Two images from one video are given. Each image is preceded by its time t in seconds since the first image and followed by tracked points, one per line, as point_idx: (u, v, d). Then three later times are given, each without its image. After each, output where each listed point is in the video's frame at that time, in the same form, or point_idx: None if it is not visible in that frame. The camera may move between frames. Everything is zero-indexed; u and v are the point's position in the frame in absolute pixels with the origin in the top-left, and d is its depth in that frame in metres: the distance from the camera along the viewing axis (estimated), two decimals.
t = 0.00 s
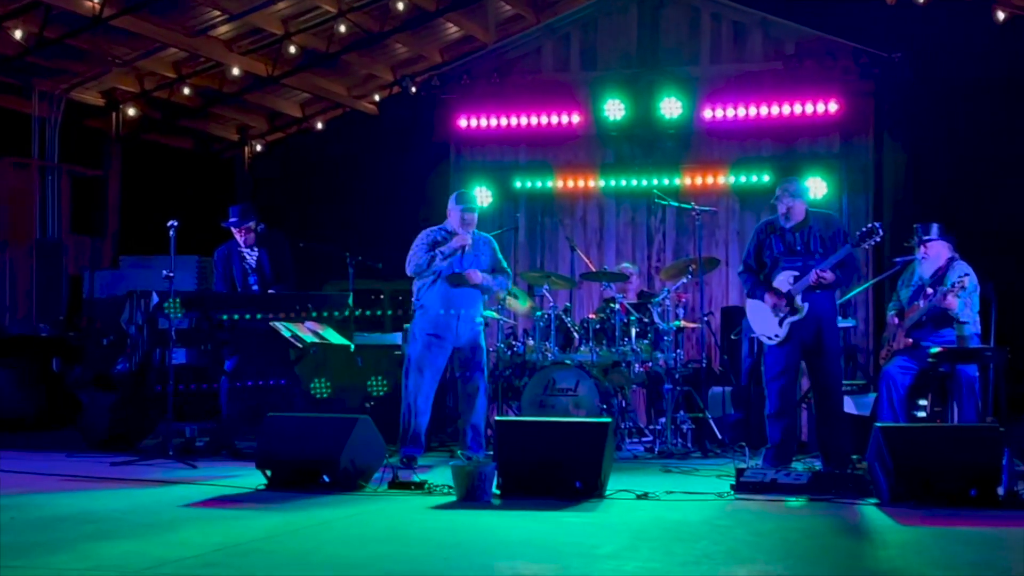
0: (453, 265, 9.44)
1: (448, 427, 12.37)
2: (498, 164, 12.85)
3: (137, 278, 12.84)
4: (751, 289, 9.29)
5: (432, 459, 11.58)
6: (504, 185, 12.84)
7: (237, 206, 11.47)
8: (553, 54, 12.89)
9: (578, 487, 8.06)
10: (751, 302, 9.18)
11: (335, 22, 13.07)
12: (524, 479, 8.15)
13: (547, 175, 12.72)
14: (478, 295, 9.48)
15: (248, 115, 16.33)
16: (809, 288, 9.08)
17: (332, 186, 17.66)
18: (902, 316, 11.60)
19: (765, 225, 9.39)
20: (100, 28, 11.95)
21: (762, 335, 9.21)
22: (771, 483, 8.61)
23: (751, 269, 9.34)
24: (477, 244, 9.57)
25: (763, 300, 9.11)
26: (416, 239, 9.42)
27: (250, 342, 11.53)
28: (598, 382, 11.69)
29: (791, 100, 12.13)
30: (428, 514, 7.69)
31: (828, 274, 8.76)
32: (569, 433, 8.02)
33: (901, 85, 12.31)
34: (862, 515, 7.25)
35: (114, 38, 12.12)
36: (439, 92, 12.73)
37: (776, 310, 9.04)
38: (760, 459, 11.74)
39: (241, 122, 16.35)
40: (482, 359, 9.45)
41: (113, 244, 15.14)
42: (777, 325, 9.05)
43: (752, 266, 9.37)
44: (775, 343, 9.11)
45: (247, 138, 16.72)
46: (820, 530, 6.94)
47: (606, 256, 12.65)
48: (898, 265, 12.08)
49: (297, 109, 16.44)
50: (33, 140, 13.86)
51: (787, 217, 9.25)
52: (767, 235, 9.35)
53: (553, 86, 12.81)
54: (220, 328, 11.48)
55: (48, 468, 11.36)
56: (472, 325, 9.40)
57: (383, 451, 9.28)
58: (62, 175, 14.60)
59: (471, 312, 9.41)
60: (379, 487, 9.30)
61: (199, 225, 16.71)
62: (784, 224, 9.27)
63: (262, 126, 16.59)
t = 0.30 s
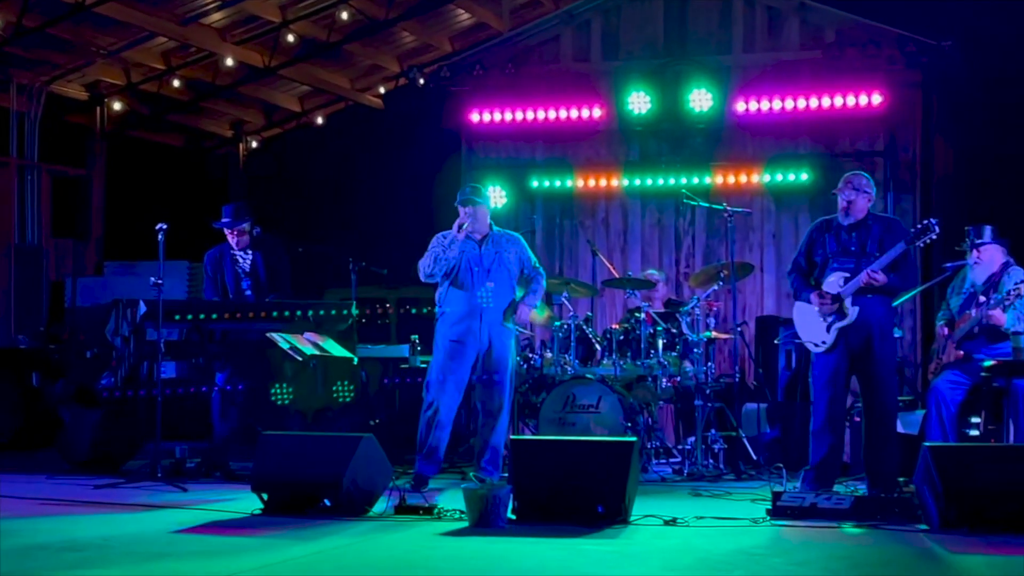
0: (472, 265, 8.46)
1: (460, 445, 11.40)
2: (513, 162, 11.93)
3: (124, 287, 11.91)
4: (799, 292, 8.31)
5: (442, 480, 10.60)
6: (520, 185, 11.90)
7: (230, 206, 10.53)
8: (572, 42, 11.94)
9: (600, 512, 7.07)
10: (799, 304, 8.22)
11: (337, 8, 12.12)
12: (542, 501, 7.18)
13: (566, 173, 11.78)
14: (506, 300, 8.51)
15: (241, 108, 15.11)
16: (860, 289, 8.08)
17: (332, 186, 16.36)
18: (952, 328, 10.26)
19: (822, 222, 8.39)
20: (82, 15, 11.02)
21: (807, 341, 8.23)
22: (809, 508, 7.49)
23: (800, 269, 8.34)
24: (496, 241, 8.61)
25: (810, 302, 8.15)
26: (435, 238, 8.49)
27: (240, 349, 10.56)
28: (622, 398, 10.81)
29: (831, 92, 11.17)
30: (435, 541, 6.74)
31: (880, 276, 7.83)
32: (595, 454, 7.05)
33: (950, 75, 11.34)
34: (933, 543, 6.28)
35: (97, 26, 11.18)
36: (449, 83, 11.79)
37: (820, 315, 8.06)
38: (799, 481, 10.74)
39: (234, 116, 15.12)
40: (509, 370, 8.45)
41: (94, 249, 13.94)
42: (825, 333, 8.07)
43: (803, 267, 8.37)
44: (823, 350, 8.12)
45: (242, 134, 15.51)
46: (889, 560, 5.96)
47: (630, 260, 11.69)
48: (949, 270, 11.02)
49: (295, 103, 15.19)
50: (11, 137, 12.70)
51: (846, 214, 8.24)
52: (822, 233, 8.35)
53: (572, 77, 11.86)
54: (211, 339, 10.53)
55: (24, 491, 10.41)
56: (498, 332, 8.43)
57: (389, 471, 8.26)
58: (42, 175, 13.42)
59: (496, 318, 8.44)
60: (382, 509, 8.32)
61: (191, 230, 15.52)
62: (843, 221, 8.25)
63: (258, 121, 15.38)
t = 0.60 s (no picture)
0: (488, 271, 8.10)
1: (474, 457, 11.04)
2: (527, 165, 11.58)
3: (126, 293, 11.58)
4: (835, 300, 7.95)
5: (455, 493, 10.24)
6: (535, 188, 11.55)
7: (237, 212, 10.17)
8: (589, 41, 11.58)
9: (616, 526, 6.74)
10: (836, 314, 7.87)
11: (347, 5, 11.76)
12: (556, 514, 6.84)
13: (583, 176, 11.44)
14: (524, 305, 8.15)
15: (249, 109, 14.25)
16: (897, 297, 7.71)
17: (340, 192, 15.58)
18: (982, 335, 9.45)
19: (861, 229, 8.00)
20: (85, 14, 10.67)
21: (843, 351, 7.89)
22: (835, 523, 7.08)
23: (837, 277, 7.98)
24: (512, 247, 8.23)
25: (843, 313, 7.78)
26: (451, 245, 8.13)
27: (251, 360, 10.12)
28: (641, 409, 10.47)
29: (857, 92, 10.81)
30: (449, 557, 6.40)
31: (914, 282, 7.48)
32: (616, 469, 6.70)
33: (979, 74, 10.97)
34: (978, 565, 5.91)
35: (100, 25, 10.83)
36: (461, 83, 11.53)
37: (855, 325, 7.67)
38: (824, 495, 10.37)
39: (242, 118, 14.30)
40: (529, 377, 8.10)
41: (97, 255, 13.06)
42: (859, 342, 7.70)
43: (842, 276, 7.98)
44: (858, 360, 7.78)
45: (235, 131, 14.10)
46: None
47: (649, 266, 11.32)
48: (980, 276, 10.64)
49: (303, 104, 14.40)
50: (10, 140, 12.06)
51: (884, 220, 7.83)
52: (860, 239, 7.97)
53: (588, 77, 11.49)
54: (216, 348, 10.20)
55: (24, 505, 10.06)
56: (516, 339, 8.07)
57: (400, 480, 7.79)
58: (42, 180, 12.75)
59: (513, 324, 8.09)
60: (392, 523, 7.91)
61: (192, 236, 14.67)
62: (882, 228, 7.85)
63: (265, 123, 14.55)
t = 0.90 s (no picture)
0: (498, 272, 7.43)
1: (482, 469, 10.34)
2: (540, 159, 10.91)
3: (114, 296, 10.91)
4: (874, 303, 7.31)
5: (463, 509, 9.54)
6: (547, 184, 10.89)
7: (230, 210, 9.46)
8: (605, 28, 10.96)
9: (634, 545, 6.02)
10: (876, 317, 7.21)
11: None
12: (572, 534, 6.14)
13: (598, 170, 10.78)
14: (536, 310, 7.47)
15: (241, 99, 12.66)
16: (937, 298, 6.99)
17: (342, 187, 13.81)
18: None
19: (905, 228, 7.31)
20: None
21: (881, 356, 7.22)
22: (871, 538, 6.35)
23: (878, 281, 7.32)
24: (526, 247, 7.53)
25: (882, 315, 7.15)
26: (461, 242, 7.44)
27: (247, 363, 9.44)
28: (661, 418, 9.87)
29: (891, 81, 10.14)
30: None
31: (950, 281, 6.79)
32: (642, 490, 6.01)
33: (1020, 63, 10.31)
34: None
35: (86, 11, 10.09)
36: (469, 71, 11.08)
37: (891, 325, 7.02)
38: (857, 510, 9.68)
39: (233, 108, 12.65)
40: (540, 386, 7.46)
41: (84, 257, 11.58)
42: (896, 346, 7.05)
43: (884, 278, 7.32)
44: (895, 365, 7.10)
45: (241, 129, 13.05)
46: None
47: (669, 267, 10.65)
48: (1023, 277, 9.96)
49: (301, 94, 12.87)
50: None
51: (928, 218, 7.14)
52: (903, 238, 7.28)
53: (604, 66, 10.85)
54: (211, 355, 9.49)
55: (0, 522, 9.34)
56: (527, 346, 7.41)
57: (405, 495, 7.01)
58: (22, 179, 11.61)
59: (525, 330, 7.42)
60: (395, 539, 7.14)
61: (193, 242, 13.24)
62: (925, 227, 7.16)
63: (260, 115, 12.95)
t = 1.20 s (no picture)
0: (505, 274, 7.03)
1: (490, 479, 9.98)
2: (548, 156, 10.53)
3: (106, 297, 10.53)
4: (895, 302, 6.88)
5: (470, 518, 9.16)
6: (556, 182, 10.51)
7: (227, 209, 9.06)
8: (615, 21, 10.62)
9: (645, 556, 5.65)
10: (901, 315, 6.77)
11: None
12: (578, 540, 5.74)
13: (609, 168, 10.41)
14: (544, 313, 7.08)
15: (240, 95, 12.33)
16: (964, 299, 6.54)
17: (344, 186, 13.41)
18: None
19: (930, 225, 6.85)
20: None
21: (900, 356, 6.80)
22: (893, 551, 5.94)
23: (899, 279, 6.87)
24: (534, 248, 7.14)
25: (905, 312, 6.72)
26: (467, 243, 7.08)
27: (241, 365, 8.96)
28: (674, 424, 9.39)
29: (912, 74, 9.77)
30: None
31: (978, 284, 6.34)
32: (661, 505, 5.64)
33: None
34: None
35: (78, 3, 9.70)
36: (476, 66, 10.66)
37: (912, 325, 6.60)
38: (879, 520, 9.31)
39: (231, 104, 12.31)
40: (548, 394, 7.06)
41: (76, 257, 11.23)
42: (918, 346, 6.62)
43: (906, 276, 6.87)
44: (915, 365, 6.67)
45: (238, 125, 12.74)
46: None
47: (682, 268, 10.29)
48: None
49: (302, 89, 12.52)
50: None
51: (952, 214, 6.70)
52: (928, 235, 6.82)
53: (615, 60, 10.50)
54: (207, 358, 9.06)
55: None
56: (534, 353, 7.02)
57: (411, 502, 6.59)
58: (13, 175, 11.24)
59: (532, 335, 7.03)
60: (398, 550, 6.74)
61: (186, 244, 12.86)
62: (950, 224, 6.72)
63: (259, 111, 12.61)
